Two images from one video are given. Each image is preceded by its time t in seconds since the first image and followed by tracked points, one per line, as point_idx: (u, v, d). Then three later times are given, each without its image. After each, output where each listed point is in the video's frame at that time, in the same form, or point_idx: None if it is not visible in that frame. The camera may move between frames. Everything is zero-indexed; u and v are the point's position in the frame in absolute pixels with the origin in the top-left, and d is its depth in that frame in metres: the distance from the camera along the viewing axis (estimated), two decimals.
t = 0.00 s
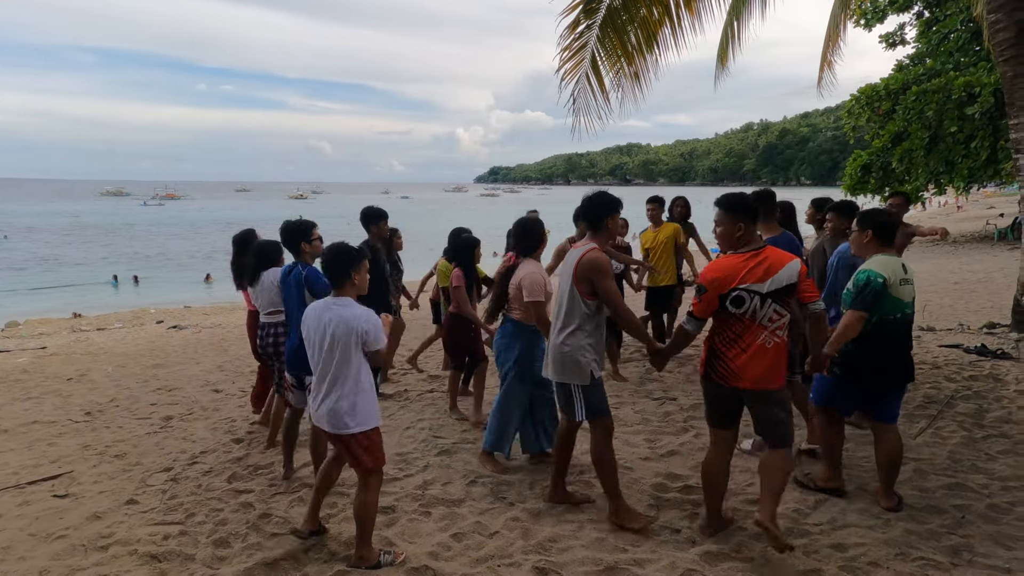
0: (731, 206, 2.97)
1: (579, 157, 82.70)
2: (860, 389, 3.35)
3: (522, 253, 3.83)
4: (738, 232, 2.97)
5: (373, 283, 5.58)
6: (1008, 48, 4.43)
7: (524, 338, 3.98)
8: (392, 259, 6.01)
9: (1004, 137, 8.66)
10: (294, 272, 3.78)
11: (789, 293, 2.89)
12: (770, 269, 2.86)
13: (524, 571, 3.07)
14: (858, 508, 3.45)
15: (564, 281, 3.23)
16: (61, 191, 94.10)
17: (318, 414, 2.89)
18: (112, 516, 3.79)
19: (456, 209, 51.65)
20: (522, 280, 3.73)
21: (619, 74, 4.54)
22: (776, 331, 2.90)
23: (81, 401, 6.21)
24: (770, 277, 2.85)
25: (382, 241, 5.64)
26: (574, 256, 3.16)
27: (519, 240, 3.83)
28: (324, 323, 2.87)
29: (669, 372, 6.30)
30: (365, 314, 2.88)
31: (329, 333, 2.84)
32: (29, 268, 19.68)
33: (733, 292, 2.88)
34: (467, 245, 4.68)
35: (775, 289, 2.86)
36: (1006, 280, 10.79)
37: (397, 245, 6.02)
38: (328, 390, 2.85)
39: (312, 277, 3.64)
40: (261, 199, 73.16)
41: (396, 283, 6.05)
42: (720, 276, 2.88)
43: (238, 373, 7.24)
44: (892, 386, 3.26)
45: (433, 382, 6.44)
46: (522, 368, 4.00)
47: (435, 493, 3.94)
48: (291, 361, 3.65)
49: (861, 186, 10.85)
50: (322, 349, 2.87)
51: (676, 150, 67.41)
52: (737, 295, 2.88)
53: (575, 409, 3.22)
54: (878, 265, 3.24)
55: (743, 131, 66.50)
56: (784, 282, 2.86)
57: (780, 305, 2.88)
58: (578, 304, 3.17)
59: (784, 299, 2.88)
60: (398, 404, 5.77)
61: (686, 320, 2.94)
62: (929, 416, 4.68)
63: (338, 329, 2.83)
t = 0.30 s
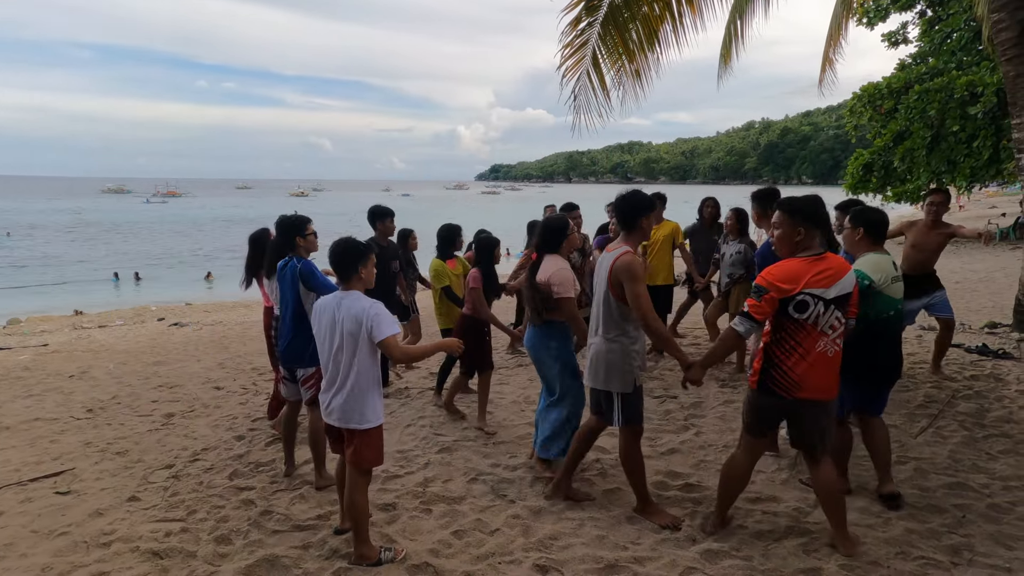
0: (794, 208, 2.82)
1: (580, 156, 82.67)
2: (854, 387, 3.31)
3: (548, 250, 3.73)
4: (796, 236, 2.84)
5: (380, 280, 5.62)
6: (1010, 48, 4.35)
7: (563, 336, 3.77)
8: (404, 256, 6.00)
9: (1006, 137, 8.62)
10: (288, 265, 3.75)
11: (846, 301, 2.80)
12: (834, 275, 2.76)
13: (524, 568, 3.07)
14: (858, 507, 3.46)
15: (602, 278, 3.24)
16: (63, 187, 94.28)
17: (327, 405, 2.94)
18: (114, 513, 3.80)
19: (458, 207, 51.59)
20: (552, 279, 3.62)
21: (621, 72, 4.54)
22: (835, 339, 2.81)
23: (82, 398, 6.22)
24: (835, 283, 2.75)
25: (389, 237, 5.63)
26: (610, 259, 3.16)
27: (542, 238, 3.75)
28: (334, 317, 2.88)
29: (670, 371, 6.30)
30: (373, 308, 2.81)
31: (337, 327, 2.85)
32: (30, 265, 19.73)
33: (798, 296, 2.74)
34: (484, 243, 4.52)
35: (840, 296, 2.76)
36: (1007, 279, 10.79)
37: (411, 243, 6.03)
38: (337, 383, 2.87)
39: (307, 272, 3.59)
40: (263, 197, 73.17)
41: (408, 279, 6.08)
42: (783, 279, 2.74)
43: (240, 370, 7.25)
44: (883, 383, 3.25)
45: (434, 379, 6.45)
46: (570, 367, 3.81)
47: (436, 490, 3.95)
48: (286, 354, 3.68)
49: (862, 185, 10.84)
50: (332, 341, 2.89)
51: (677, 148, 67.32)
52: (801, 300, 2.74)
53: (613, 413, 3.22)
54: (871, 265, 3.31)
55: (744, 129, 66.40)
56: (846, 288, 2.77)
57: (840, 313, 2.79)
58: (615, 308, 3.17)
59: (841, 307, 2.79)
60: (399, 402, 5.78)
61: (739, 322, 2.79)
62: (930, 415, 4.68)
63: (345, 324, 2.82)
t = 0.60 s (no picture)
0: (845, 199, 2.78)
1: (582, 155, 82.65)
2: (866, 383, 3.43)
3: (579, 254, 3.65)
4: (852, 228, 2.75)
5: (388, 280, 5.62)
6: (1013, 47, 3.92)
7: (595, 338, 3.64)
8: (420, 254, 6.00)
9: (1009, 137, 8.52)
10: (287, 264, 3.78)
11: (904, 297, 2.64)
12: (886, 269, 2.60)
13: (525, 567, 3.07)
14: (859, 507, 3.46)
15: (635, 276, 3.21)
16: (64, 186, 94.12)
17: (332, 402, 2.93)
18: (114, 512, 3.80)
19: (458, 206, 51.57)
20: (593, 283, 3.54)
21: (621, 70, 4.53)
22: (892, 338, 2.66)
23: (83, 397, 6.23)
24: (887, 279, 2.59)
25: (396, 238, 5.64)
26: (645, 260, 3.11)
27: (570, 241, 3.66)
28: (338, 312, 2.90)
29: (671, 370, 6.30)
30: (374, 301, 2.80)
31: (340, 321, 2.87)
32: (32, 264, 19.76)
33: (844, 290, 2.60)
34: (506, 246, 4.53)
35: (892, 292, 2.60)
36: (1008, 279, 10.78)
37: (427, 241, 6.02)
38: (340, 378, 2.87)
39: (296, 269, 3.58)
40: (264, 196, 73.22)
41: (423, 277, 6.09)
42: (829, 272, 2.61)
43: (240, 369, 7.25)
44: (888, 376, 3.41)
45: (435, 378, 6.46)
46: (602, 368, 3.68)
47: (437, 489, 3.95)
48: (281, 351, 3.71)
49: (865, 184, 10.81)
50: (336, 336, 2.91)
51: (678, 148, 67.25)
52: (849, 294, 2.60)
53: (642, 413, 3.25)
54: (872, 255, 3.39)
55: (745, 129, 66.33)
56: (902, 286, 2.61)
57: (896, 310, 2.63)
58: (648, 310, 3.15)
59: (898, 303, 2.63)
60: (400, 400, 5.78)
61: (783, 303, 2.64)
62: (931, 415, 4.68)
63: (346, 318, 2.84)
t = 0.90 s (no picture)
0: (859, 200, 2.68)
1: (581, 154, 82.63)
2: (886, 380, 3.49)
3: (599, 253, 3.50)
4: (859, 231, 2.70)
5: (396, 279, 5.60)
6: (1012, 47, 3.90)
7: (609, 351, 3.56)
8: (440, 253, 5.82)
9: (1008, 135, 8.49)
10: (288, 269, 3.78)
11: (931, 300, 2.51)
12: (907, 272, 2.50)
13: (524, 566, 3.07)
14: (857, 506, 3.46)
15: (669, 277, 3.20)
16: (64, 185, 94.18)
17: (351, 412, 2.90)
18: (113, 511, 3.80)
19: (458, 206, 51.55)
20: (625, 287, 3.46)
21: (621, 70, 4.53)
22: (923, 343, 2.53)
23: (83, 396, 6.23)
24: (908, 283, 2.49)
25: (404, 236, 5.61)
26: (677, 257, 3.12)
27: (592, 240, 3.50)
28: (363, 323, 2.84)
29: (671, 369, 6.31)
30: (401, 318, 2.74)
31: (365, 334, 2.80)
32: (32, 263, 19.77)
33: (861, 297, 2.54)
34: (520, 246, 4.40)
35: (915, 296, 2.49)
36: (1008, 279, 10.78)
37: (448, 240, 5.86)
38: (362, 392, 2.83)
39: (296, 269, 3.56)
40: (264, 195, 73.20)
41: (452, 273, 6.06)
42: (844, 280, 2.57)
43: (240, 368, 7.25)
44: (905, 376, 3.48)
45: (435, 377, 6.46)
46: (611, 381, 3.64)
47: (436, 488, 3.95)
48: (276, 352, 3.72)
49: (864, 183, 10.80)
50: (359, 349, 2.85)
51: (678, 147, 67.19)
52: (867, 301, 2.53)
53: (665, 411, 3.21)
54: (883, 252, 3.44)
55: (745, 128, 66.29)
56: (927, 288, 2.49)
57: (923, 314, 2.51)
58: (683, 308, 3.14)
59: (924, 307, 2.50)
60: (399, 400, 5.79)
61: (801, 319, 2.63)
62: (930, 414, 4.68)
63: (372, 332, 2.77)
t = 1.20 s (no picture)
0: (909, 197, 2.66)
1: (581, 153, 82.57)
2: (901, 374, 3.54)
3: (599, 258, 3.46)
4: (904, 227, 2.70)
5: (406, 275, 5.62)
6: (1010, 45, 3.89)
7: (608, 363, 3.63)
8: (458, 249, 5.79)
9: (1007, 134, 8.54)
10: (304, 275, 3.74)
11: (967, 304, 2.52)
12: (945, 275, 2.52)
13: (522, 565, 3.07)
14: (856, 505, 3.46)
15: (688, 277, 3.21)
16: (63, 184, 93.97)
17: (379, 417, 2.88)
18: (111, 510, 3.79)
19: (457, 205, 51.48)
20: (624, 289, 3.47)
21: (620, 69, 4.52)
22: (955, 348, 2.53)
23: (80, 396, 6.22)
24: (948, 285, 2.51)
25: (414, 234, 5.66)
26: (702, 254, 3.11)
27: (590, 243, 3.45)
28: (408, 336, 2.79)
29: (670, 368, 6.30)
30: (450, 339, 2.68)
31: (408, 349, 2.75)
32: (31, 262, 19.76)
33: (900, 295, 2.56)
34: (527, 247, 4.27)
35: (953, 298, 2.51)
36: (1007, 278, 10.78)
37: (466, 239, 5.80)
38: (392, 404, 2.79)
39: (326, 278, 3.57)
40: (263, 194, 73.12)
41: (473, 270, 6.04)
42: (886, 275, 2.59)
43: (238, 367, 7.24)
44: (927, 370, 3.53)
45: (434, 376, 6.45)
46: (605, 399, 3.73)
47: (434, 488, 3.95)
48: (287, 358, 3.68)
49: (863, 182, 10.78)
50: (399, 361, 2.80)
51: (677, 146, 67.15)
52: (904, 299, 2.56)
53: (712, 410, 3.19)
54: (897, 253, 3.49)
55: (744, 127, 66.27)
56: (965, 292, 2.51)
57: (959, 318, 2.52)
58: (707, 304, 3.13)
59: (960, 311, 2.51)
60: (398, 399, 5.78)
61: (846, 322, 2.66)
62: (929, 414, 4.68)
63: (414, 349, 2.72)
